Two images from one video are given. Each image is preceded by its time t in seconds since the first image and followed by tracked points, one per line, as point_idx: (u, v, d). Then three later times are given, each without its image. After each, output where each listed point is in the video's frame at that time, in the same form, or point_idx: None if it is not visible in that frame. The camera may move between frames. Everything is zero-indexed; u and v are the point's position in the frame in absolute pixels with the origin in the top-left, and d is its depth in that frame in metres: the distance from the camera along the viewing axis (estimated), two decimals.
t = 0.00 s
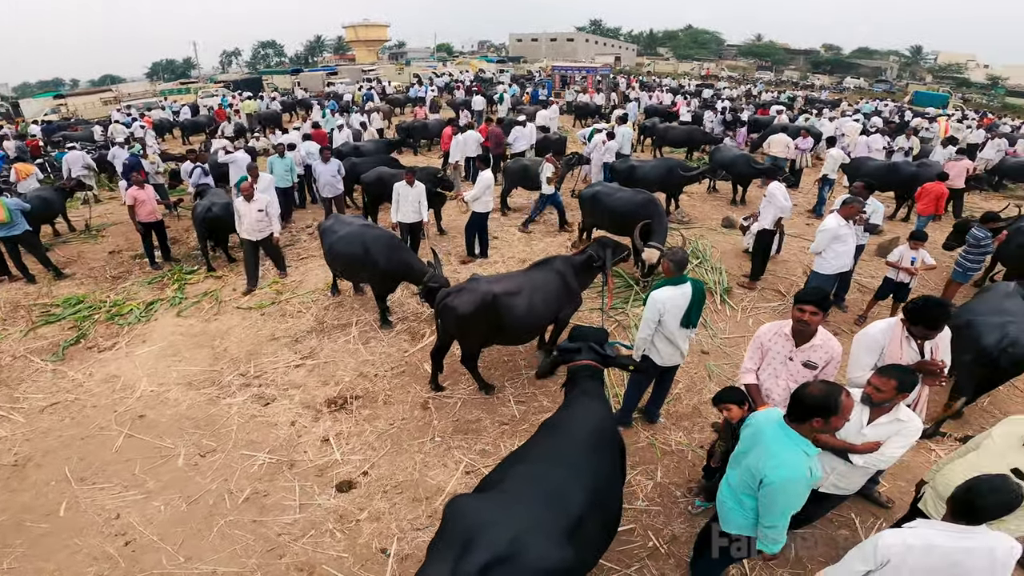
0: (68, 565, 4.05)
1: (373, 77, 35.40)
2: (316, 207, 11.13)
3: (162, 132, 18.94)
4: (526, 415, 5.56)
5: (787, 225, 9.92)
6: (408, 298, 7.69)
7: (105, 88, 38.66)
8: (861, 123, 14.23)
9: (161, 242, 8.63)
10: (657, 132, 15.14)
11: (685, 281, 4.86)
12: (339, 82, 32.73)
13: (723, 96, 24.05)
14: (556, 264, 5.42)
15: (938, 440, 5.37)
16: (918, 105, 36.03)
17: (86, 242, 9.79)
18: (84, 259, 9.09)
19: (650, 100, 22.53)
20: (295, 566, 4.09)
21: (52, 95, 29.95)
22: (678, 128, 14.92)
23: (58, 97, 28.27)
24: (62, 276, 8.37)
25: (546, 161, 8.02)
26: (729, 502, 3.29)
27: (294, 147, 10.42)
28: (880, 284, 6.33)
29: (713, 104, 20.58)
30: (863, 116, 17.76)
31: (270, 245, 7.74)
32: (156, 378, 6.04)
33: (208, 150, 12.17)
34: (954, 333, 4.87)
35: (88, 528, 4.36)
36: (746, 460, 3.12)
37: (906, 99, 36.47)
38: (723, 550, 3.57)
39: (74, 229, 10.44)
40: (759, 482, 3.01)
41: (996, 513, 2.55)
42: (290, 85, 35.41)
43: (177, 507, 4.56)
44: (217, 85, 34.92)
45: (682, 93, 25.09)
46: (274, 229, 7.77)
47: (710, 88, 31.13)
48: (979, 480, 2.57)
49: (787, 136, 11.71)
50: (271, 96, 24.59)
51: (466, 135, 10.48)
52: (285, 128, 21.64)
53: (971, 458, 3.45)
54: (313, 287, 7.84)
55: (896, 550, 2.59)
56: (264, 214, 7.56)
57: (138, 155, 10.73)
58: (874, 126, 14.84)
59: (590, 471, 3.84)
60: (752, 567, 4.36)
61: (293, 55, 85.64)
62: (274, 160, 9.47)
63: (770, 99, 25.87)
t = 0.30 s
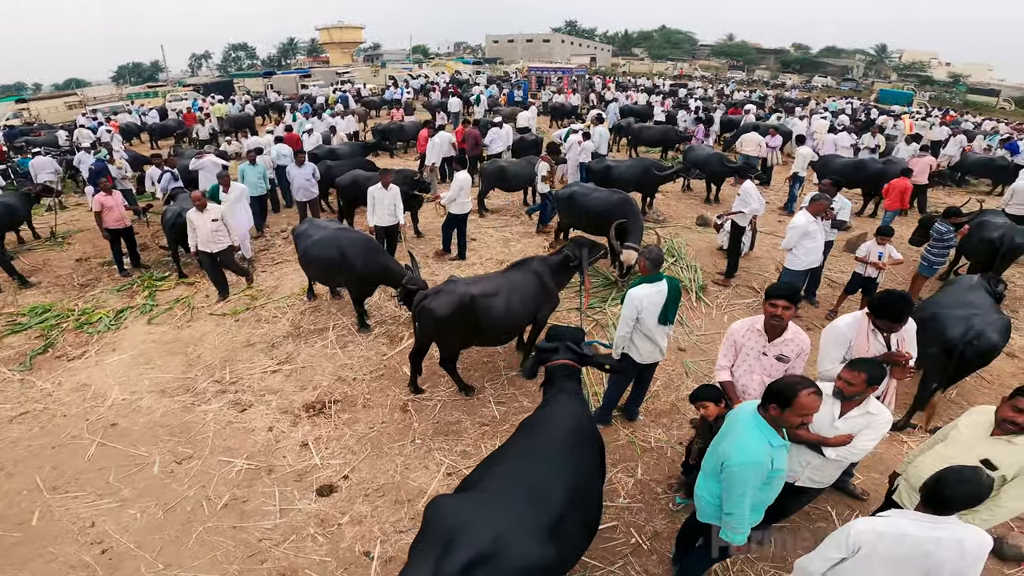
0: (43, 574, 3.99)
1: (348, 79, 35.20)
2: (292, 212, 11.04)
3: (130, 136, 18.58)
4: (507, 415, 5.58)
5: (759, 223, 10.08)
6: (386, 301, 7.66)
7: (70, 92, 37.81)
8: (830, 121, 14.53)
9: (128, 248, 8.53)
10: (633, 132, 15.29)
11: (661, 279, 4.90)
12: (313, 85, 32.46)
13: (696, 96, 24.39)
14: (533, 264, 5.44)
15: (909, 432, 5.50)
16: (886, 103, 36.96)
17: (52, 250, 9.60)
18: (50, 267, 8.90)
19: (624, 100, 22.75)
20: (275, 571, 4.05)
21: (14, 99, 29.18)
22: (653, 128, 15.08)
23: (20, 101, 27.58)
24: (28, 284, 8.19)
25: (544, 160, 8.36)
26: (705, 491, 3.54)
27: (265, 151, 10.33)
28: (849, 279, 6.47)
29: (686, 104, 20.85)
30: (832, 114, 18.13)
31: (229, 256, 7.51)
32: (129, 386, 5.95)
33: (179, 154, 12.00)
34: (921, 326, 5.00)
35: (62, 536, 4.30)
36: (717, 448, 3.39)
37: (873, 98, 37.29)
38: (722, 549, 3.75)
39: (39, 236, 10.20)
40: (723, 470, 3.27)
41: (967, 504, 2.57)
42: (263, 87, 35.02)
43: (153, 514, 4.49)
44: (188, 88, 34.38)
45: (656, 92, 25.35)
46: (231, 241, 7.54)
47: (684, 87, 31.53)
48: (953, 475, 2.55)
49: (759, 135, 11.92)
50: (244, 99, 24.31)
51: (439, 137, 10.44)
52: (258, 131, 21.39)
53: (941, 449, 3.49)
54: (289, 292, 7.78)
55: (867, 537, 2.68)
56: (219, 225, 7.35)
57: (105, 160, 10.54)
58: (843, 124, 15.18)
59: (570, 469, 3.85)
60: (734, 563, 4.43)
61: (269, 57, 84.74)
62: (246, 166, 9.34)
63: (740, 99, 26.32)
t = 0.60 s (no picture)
0: None
1: (321, 82, 34.93)
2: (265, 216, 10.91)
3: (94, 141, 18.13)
4: (487, 416, 5.58)
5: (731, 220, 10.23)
6: (363, 305, 7.62)
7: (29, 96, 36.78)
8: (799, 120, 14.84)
9: (94, 257, 8.37)
10: (607, 132, 15.42)
11: (636, 277, 4.93)
12: (284, 88, 32.09)
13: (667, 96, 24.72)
14: (508, 265, 5.45)
15: (881, 423, 5.63)
16: (851, 101, 37.88)
17: (13, 259, 9.35)
18: (13, 276, 8.67)
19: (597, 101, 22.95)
20: None
21: None
22: (627, 128, 15.24)
23: None
24: None
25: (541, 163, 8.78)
26: (679, 480, 3.86)
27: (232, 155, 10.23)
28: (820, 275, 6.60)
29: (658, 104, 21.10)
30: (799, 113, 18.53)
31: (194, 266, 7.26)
32: (99, 396, 5.83)
33: (146, 159, 11.78)
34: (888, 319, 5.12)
35: (35, 547, 4.21)
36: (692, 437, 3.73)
37: (840, 97, 38.16)
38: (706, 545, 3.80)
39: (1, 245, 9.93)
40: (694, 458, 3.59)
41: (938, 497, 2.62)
42: (232, 91, 34.51)
43: (129, 523, 4.41)
44: (155, 92, 33.70)
45: (628, 93, 25.61)
46: (189, 253, 7.25)
47: (657, 87, 31.93)
48: (925, 469, 2.58)
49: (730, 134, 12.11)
50: (213, 102, 23.93)
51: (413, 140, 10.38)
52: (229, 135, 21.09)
53: (910, 442, 3.54)
54: (263, 297, 7.69)
55: (837, 523, 2.83)
56: (174, 237, 7.06)
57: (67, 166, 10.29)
58: (810, 123, 15.53)
59: (551, 469, 3.87)
60: (717, 558, 4.52)
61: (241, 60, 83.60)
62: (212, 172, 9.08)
63: (710, 98, 26.76)
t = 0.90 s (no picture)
0: None
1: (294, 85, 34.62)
2: (237, 222, 10.77)
3: (55, 146, 17.67)
4: (468, 418, 5.58)
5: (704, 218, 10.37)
6: (339, 309, 7.56)
7: None
8: (769, 118, 15.12)
9: (59, 265, 8.18)
10: (582, 132, 15.52)
11: (611, 275, 4.97)
12: (254, 90, 31.64)
13: (639, 96, 24.98)
14: (485, 266, 5.45)
15: (853, 415, 5.76)
16: (819, 99, 38.70)
17: None
18: None
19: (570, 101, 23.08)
20: None
21: None
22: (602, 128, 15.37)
23: None
24: None
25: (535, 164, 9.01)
26: (658, 473, 3.92)
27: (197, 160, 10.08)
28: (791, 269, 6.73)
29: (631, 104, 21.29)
30: (769, 111, 18.86)
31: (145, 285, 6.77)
32: (67, 406, 5.70)
33: (112, 165, 11.53)
34: (857, 312, 5.24)
35: (8, 559, 4.12)
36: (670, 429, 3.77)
37: (807, 95, 38.96)
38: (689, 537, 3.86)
39: None
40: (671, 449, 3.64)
41: (908, 488, 2.66)
42: (200, 94, 33.89)
43: (105, 533, 4.33)
44: (119, 96, 32.92)
45: (602, 93, 25.83)
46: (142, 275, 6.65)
47: (631, 87, 32.26)
48: (895, 458, 2.66)
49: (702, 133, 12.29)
50: (182, 106, 23.54)
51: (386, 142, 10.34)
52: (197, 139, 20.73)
53: (886, 439, 3.57)
54: (235, 304, 7.60)
55: (813, 510, 2.93)
56: (127, 258, 6.47)
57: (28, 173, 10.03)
58: (780, 120, 15.83)
59: (533, 470, 3.87)
60: (700, 552, 4.60)
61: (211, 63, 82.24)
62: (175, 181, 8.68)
63: (681, 97, 27.12)
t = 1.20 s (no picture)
0: None
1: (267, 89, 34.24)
2: (211, 227, 10.62)
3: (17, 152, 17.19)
4: (449, 419, 5.58)
5: (679, 215, 10.49)
6: (316, 314, 7.50)
7: None
8: (740, 116, 15.37)
9: (25, 274, 7.98)
10: (558, 132, 15.60)
11: (587, 274, 5.03)
12: (224, 93, 31.14)
13: (613, 95, 25.21)
14: (463, 267, 5.46)
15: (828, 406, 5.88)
16: (788, 97, 39.44)
17: None
18: None
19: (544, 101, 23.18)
20: None
21: None
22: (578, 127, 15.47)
23: None
24: None
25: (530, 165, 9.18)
26: (638, 468, 3.95)
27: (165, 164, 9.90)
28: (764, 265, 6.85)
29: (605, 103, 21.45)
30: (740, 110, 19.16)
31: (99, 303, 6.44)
32: (37, 417, 5.58)
33: (78, 171, 11.28)
34: (827, 306, 5.36)
35: None
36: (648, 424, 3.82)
37: (777, 92, 39.65)
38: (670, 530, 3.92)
39: None
40: (650, 444, 3.68)
41: (879, 480, 2.74)
42: (167, 97, 33.21)
43: (83, 542, 4.27)
44: (83, 100, 32.10)
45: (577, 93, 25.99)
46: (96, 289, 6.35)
47: (606, 87, 32.52)
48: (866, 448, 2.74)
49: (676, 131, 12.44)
50: (151, 109, 23.11)
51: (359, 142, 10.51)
52: (166, 143, 20.34)
53: (867, 437, 3.62)
54: (209, 310, 7.50)
55: (789, 500, 3.00)
56: (79, 272, 6.16)
57: None
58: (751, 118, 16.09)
59: (515, 470, 3.88)
60: (683, 547, 4.67)
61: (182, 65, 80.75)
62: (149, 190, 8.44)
63: (653, 96, 27.42)
